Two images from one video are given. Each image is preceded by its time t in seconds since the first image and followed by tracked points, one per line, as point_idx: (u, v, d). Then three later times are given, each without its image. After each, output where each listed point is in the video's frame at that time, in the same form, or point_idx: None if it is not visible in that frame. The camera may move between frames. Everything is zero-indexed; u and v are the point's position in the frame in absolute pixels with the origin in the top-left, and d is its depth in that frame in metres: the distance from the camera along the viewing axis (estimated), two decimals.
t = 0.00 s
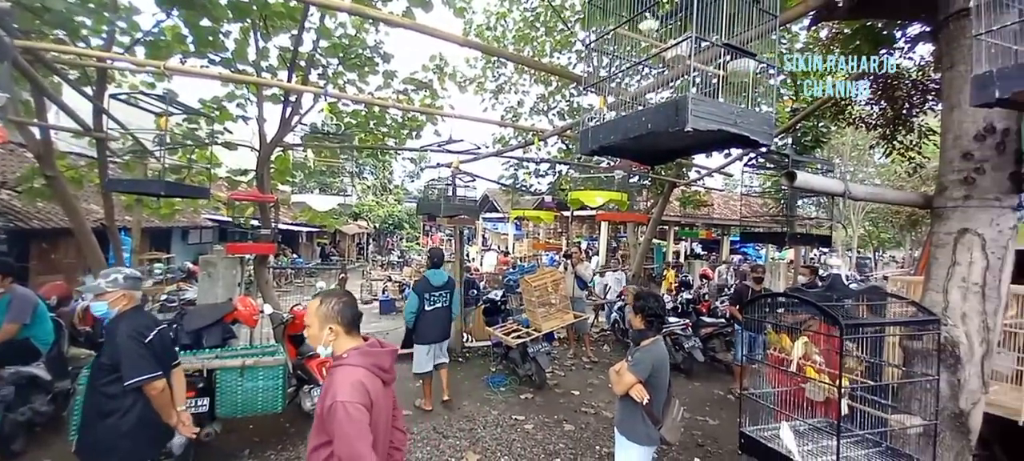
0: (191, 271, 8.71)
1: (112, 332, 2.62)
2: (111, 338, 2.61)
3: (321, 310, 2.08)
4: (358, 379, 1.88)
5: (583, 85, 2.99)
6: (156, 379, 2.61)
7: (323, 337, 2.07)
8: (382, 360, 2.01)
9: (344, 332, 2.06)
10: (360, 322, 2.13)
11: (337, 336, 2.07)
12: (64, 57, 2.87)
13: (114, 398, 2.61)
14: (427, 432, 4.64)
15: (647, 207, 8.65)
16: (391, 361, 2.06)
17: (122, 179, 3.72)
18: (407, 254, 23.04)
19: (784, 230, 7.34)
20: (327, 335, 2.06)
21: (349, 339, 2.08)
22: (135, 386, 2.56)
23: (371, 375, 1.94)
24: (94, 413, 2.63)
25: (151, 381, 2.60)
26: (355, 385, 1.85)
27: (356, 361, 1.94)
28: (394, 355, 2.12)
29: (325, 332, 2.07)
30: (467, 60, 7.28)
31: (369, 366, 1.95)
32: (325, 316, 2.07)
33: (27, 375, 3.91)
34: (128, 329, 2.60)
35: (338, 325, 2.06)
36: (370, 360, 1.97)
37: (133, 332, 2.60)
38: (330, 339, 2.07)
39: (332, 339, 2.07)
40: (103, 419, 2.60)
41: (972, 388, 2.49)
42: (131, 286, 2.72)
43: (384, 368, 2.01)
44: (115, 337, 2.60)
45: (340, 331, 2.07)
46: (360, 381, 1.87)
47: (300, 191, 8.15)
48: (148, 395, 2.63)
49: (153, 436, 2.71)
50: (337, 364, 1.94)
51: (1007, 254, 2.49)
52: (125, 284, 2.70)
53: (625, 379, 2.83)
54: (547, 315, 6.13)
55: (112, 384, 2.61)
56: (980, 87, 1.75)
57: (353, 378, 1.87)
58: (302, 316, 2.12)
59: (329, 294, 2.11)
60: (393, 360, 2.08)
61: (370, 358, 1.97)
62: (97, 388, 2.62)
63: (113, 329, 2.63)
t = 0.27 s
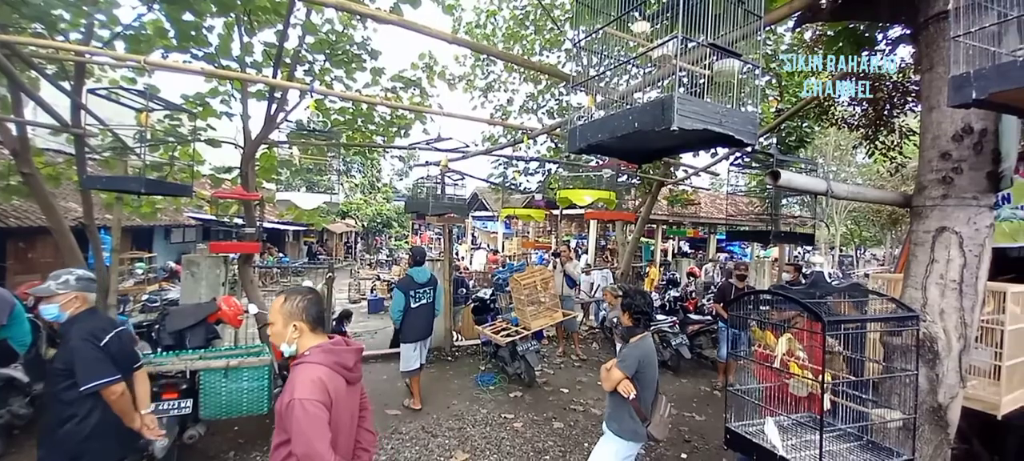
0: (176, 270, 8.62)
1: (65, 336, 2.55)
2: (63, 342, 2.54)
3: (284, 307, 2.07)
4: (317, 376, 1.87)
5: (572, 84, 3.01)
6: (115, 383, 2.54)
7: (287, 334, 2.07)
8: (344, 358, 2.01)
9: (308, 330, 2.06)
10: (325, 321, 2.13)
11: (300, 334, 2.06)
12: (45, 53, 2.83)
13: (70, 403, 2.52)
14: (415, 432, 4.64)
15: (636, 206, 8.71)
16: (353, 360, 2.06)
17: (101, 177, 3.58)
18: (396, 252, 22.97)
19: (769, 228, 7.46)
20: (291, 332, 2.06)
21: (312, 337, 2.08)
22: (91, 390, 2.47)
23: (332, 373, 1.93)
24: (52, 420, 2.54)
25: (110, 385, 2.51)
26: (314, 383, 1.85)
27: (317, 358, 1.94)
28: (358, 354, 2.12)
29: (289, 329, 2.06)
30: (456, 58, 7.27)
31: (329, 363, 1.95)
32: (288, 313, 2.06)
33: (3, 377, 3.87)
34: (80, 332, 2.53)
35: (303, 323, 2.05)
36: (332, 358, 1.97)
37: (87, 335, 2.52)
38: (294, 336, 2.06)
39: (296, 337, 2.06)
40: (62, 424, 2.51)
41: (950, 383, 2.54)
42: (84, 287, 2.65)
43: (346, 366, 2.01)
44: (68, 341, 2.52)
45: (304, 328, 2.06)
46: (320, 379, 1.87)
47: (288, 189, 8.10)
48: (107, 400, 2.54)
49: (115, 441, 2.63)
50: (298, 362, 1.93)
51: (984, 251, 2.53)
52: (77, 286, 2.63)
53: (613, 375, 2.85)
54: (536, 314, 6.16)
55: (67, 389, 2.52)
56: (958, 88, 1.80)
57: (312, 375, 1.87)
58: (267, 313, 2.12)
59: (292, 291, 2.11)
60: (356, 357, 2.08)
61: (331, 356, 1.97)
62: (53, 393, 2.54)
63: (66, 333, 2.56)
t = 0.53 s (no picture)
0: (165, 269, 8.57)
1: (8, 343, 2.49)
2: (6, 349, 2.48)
3: (230, 312, 2.02)
4: (255, 386, 1.78)
5: (564, 82, 3.02)
6: (60, 393, 2.46)
7: (234, 341, 2.01)
8: (290, 365, 1.92)
9: (256, 335, 2.02)
10: (273, 326, 2.08)
11: (248, 340, 2.02)
12: (33, 50, 2.80)
13: (15, 412, 2.47)
14: (407, 432, 4.63)
15: (628, 205, 8.74)
16: (301, 367, 1.97)
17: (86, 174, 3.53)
18: (388, 251, 22.91)
19: (759, 227, 7.55)
20: (238, 339, 2.00)
21: (260, 343, 2.03)
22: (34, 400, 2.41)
23: (273, 381, 1.85)
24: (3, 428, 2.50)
25: (54, 395, 2.44)
26: (251, 393, 1.76)
27: (258, 367, 1.86)
28: (306, 361, 2.03)
29: (236, 335, 2.01)
30: (449, 56, 7.27)
31: (271, 372, 1.85)
32: (234, 319, 2.01)
33: None
34: (24, 340, 2.47)
35: (251, 328, 2.02)
36: (274, 366, 1.88)
37: (30, 343, 2.47)
38: (242, 343, 2.02)
39: (244, 343, 2.02)
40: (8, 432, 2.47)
41: (935, 379, 2.58)
42: (29, 291, 2.59)
43: (291, 374, 1.91)
44: (10, 348, 2.47)
45: (253, 334, 2.02)
46: (258, 389, 1.78)
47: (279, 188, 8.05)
48: (53, 409, 2.48)
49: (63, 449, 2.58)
50: (240, 370, 1.86)
51: (968, 249, 2.57)
52: (22, 289, 2.57)
53: (601, 371, 2.90)
54: (528, 312, 6.17)
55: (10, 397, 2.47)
56: (942, 88, 1.83)
57: (250, 385, 1.78)
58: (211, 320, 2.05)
59: (239, 296, 2.06)
60: (305, 364, 1.99)
61: (275, 364, 1.89)
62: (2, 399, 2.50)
63: (10, 339, 2.50)
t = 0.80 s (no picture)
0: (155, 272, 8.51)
1: None
2: None
3: (149, 320, 1.88)
4: (174, 400, 1.64)
5: (556, 84, 3.03)
6: (15, 401, 2.37)
7: (155, 350, 1.88)
8: (215, 376, 1.77)
9: (180, 344, 1.90)
10: (199, 334, 1.94)
11: (171, 349, 1.88)
12: (18, 49, 2.78)
13: None
14: (400, 434, 4.63)
15: (620, 206, 8.78)
16: (230, 377, 1.83)
17: (72, 175, 3.51)
18: (381, 253, 22.85)
19: (749, 228, 7.60)
20: (159, 348, 1.87)
21: (184, 351, 1.90)
22: None
23: (196, 394, 1.70)
24: None
25: (9, 403, 2.35)
26: (168, 407, 1.62)
27: (179, 379, 1.71)
28: (236, 370, 1.88)
29: (157, 345, 1.88)
30: (442, 57, 7.27)
31: (193, 384, 1.71)
32: (153, 328, 1.88)
33: None
34: None
35: (173, 335, 1.89)
36: (197, 378, 1.74)
37: None
38: (163, 352, 1.88)
39: (165, 352, 1.88)
40: None
41: (923, 377, 2.62)
42: None
43: (219, 385, 1.77)
44: None
45: (176, 343, 1.89)
46: (176, 402, 1.64)
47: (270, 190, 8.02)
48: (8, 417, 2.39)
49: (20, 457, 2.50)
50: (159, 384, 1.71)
51: (954, 249, 2.61)
52: None
53: (593, 370, 2.92)
54: (522, 313, 6.16)
55: None
56: (928, 91, 1.87)
57: (168, 400, 1.64)
58: (128, 330, 1.92)
59: (159, 303, 1.92)
60: (234, 373, 1.85)
61: (198, 375, 1.74)
62: None
63: None
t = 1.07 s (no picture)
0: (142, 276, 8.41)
1: None
2: None
3: (73, 326, 1.77)
4: (109, 410, 1.59)
5: (545, 85, 3.04)
6: None
7: (81, 356, 1.77)
8: (152, 382, 1.72)
9: (109, 349, 1.80)
10: (130, 338, 1.86)
11: (99, 355, 1.79)
12: None
13: None
14: (391, 439, 4.61)
15: (611, 207, 8.82)
16: (167, 382, 1.78)
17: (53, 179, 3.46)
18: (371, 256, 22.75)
19: (738, 228, 7.66)
20: (86, 355, 1.76)
21: (114, 357, 1.81)
22: None
23: (131, 402, 1.65)
24: None
25: None
26: (103, 417, 1.56)
27: (112, 387, 1.65)
28: (173, 375, 1.83)
29: (83, 351, 1.77)
30: (432, 59, 7.26)
31: (128, 392, 1.66)
32: (78, 334, 1.77)
33: None
34: None
35: (102, 341, 1.79)
36: (131, 384, 1.68)
37: None
38: (90, 359, 1.78)
39: (93, 358, 1.78)
40: None
41: (906, 375, 2.66)
42: None
43: (155, 391, 1.72)
44: None
45: (104, 348, 1.79)
46: (112, 411, 1.59)
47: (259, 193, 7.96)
48: None
49: None
50: (89, 393, 1.64)
51: (935, 248, 2.66)
52: None
53: (582, 370, 2.94)
54: (513, 315, 6.17)
55: None
56: (909, 93, 1.89)
57: (102, 410, 1.58)
58: (47, 335, 1.78)
59: (84, 307, 1.81)
60: (171, 378, 1.80)
61: (132, 382, 1.69)
62: None
63: None
